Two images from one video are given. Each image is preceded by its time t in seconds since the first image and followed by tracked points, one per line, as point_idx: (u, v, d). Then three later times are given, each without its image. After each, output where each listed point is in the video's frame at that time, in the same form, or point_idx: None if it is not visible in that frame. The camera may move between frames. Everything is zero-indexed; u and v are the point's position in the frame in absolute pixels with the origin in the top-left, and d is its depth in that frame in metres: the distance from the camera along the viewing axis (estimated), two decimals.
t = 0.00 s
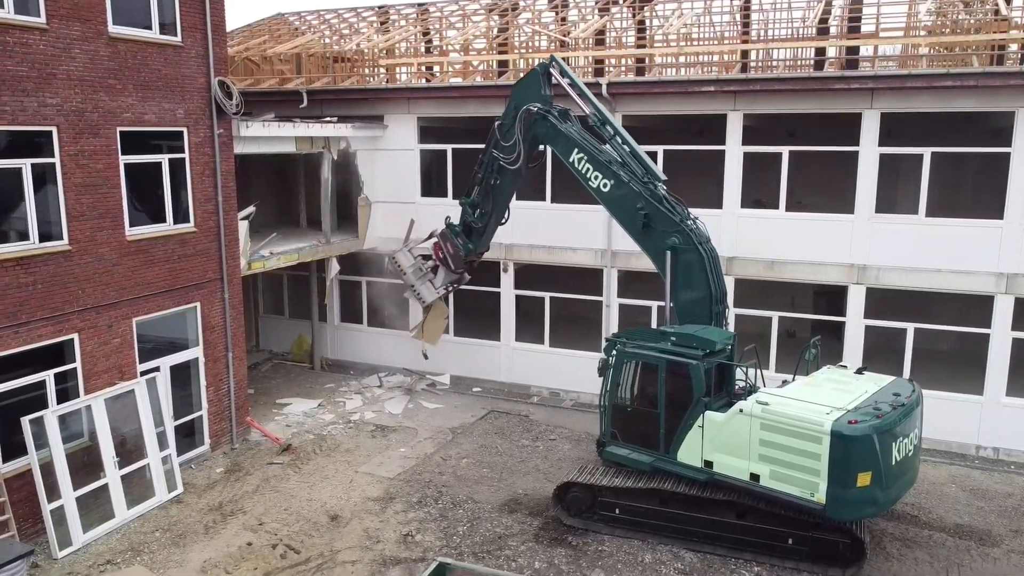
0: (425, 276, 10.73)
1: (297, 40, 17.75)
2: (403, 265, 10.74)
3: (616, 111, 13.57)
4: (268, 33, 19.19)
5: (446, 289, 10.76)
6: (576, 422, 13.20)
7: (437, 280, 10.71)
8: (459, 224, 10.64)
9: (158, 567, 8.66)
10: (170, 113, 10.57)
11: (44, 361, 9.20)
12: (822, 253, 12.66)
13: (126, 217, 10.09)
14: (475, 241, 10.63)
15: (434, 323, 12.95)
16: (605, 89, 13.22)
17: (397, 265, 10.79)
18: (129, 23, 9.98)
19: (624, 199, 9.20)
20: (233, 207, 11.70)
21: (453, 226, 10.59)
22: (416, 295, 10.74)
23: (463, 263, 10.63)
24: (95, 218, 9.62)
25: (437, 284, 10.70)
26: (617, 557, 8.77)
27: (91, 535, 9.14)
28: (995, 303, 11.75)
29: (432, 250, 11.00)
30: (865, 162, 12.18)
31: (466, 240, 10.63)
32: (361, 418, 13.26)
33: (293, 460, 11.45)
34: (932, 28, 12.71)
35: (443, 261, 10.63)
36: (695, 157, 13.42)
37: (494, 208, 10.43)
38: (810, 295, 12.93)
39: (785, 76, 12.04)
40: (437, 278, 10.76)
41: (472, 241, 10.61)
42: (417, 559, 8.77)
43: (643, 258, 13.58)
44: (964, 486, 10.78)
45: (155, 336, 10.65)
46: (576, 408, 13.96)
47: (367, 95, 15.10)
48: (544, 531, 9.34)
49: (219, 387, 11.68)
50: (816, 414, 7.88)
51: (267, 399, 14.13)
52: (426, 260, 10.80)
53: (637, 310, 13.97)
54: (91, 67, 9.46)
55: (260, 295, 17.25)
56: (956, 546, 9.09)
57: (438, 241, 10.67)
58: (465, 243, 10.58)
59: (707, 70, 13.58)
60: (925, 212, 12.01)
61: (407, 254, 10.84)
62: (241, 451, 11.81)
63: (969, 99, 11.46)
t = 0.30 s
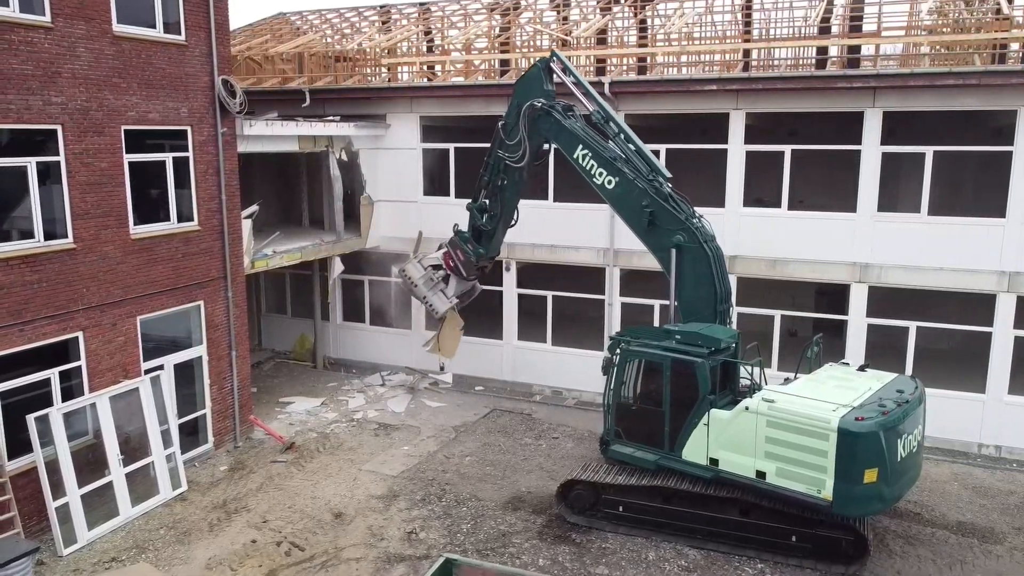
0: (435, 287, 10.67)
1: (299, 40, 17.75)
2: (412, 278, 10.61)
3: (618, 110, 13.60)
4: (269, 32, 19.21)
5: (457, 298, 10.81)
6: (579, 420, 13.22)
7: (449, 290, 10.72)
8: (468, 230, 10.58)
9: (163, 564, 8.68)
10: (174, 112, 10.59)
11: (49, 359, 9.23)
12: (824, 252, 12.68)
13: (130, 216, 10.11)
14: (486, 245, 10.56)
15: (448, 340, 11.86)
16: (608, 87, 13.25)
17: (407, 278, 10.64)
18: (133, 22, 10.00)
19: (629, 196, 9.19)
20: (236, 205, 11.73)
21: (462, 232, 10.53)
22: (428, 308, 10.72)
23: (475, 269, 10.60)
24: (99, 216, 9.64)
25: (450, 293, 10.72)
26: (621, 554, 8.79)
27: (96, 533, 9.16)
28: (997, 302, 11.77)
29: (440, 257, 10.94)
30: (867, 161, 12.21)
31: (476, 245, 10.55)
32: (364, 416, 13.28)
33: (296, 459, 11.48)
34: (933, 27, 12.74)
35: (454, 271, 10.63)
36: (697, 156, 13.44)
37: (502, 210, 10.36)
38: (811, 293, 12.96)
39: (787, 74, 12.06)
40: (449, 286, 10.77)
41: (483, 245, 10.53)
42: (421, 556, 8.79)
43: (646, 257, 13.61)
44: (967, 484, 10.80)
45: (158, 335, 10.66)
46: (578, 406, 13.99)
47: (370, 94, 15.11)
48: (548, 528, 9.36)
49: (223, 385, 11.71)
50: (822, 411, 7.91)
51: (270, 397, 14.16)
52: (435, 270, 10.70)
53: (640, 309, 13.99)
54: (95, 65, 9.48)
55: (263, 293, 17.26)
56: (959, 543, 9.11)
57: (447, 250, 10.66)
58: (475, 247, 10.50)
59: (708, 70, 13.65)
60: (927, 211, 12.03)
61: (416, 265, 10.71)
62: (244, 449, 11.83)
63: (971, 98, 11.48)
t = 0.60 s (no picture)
0: (448, 300, 10.64)
1: (301, 39, 17.80)
2: (423, 292, 10.63)
3: (621, 108, 13.62)
4: (271, 31, 19.22)
5: (471, 310, 10.74)
6: (583, 419, 13.24)
7: (461, 303, 10.66)
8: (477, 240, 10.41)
9: (169, 561, 8.70)
10: (178, 110, 10.61)
11: (55, 357, 9.25)
12: (827, 250, 12.70)
13: (136, 215, 10.14)
14: (497, 254, 10.43)
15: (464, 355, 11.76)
16: (611, 86, 13.28)
17: (418, 292, 10.65)
18: (138, 20, 10.02)
19: (632, 194, 9.17)
20: (241, 203, 11.73)
21: (472, 242, 10.37)
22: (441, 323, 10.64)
23: (487, 279, 10.44)
24: (104, 214, 9.66)
25: (463, 305, 10.66)
26: (626, 551, 8.81)
27: (101, 530, 9.17)
28: (1001, 300, 11.78)
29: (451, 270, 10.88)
30: (870, 160, 12.23)
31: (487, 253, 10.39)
32: (367, 414, 13.29)
33: (300, 456, 11.50)
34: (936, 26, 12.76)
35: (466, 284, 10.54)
36: (700, 154, 13.45)
37: (511, 215, 10.22)
38: (814, 291, 12.98)
39: (791, 73, 12.08)
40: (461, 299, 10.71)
41: (494, 254, 10.38)
42: (427, 553, 8.81)
43: (649, 255, 13.63)
44: (970, 481, 10.83)
45: (163, 333, 10.68)
46: (581, 404, 14.02)
47: (374, 92, 15.12)
48: (552, 526, 9.38)
49: (226, 383, 11.72)
50: (830, 407, 7.94)
51: (273, 395, 14.19)
52: (447, 285, 10.68)
53: (643, 307, 14.00)
54: (101, 63, 9.50)
55: (266, 292, 17.25)
56: (964, 540, 9.13)
57: (458, 262, 10.51)
58: (486, 256, 10.35)
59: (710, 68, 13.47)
60: (930, 209, 12.04)
61: (426, 280, 10.73)
62: (248, 447, 11.85)
63: (975, 96, 11.50)
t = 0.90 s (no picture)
0: (456, 308, 10.54)
1: (303, 38, 17.77)
2: (431, 302, 10.58)
3: (624, 107, 13.63)
4: (273, 31, 19.21)
5: (480, 317, 10.53)
6: (586, 417, 13.24)
7: (470, 310, 10.50)
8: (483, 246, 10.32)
9: (174, 558, 8.70)
10: (182, 107, 10.61)
11: (59, 354, 9.25)
12: (830, 249, 12.70)
13: (140, 212, 10.14)
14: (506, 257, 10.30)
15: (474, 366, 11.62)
16: (613, 84, 13.28)
17: (426, 302, 10.62)
18: (142, 17, 10.02)
19: (636, 191, 9.16)
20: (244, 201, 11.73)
21: (477, 248, 10.29)
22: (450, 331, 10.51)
23: (496, 283, 10.36)
24: (109, 212, 9.66)
25: (472, 313, 10.48)
26: (630, 549, 8.82)
27: (106, 527, 9.18)
28: (1004, 298, 11.78)
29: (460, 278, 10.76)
30: (873, 158, 12.23)
31: (494, 257, 10.29)
32: (370, 413, 13.30)
33: (303, 454, 11.51)
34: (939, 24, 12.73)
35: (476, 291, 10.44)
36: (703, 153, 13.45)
37: (518, 216, 10.07)
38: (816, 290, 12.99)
39: (794, 70, 12.08)
40: (470, 307, 10.54)
41: (501, 256, 10.25)
42: (432, 551, 8.81)
43: (653, 253, 13.63)
44: (973, 479, 10.84)
45: (166, 331, 10.68)
46: (584, 403, 14.02)
47: (376, 91, 15.14)
48: (557, 523, 9.39)
49: (230, 381, 11.72)
50: (839, 404, 7.97)
51: (276, 394, 14.19)
52: (454, 293, 10.59)
53: (645, 306, 14.01)
54: (105, 61, 9.50)
55: (268, 291, 17.26)
56: (968, 537, 9.13)
57: (466, 271, 10.49)
58: (494, 260, 10.25)
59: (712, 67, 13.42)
60: (933, 207, 12.04)
61: (434, 289, 10.67)
62: (252, 445, 11.85)
63: (979, 94, 11.49)
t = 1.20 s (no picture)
0: (457, 309, 10.54)
1: (304, 37, 17.76)
2: (432, 304, 10.66)
3: (626, 105, 13.61)
4: (275, 30, 19.20)
5: (480, 319, 10.49)
6: (588, 415, 13.24)
7: (471, 311, 10.48)
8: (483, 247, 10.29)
9: (177, 556, 8.69)
10: (185, 105, 10.61)
11: (62, 352, 9.25)
12: (832, 247, 12.69)
13: (142, 210, 10.15)
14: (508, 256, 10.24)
15: (478, 370, 11.09)
16: (615, 82, 13.27)
17: (427, 304, 10.71)
18: (145, 15, 10.01)
19: (639, 188, 9.14)
20: (246, 200, 11.72)
21: (478, 250, 10.30)
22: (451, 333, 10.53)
23: (499, 283, 10.30)
24: (111, 210, 9.66)
25: (473, 314, 10.45)
26: (633, 547, 8.82)
27: (108, 525, 9.17)
28: (1007, 296, 11.78)
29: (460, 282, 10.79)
30: (875, 156, 12.24)
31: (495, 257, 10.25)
32: (372, 411, 13.29)
33: (305, 452, 11.50)
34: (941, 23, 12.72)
35: (479, 294, 10.39)
36: (705, 151, 13.44)
37: (519, 214, 10.03)
38: (818, 288, 13.00)
39: (796, 69, 12.08)
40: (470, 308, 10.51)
41: (503, 256, 10.20)
42: (434, 549, 8.80)
43: (654, 252, 13.62)
44: (976, 477, 10.84)
45: (168, 329, 10.67)
46: (586, 402, 14.03)
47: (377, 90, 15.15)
48: (559, 521, 9.38)
49: (232, 379, 11.72)
50: (849, 400, 8.02)
51: (278, 393, 14.19)
52: (455, 294, 10.61)
53: (647, 305, 14.00)
54: (108, 59, 9.50)
55: (270, 290, 17.27)
56: (971, 535, 9.13)
57: (467, 272, 10.42)
58: (496, 260, 10.22)
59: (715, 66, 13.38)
60: (936, 205, 12.05)
61: (434, 292, 10.77)
62: (254, 443, 11.85)
63: (981, 93, 11.49)
